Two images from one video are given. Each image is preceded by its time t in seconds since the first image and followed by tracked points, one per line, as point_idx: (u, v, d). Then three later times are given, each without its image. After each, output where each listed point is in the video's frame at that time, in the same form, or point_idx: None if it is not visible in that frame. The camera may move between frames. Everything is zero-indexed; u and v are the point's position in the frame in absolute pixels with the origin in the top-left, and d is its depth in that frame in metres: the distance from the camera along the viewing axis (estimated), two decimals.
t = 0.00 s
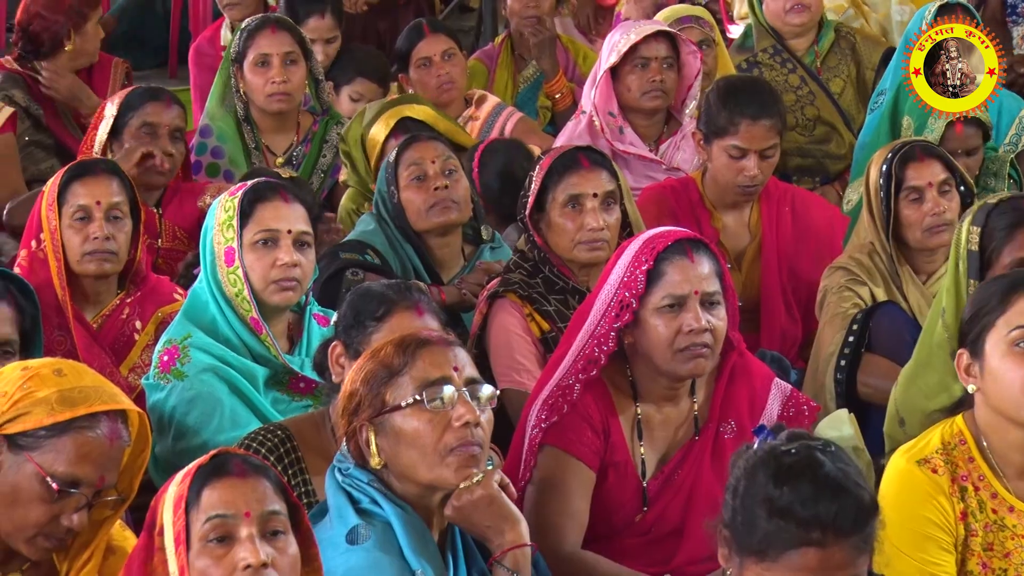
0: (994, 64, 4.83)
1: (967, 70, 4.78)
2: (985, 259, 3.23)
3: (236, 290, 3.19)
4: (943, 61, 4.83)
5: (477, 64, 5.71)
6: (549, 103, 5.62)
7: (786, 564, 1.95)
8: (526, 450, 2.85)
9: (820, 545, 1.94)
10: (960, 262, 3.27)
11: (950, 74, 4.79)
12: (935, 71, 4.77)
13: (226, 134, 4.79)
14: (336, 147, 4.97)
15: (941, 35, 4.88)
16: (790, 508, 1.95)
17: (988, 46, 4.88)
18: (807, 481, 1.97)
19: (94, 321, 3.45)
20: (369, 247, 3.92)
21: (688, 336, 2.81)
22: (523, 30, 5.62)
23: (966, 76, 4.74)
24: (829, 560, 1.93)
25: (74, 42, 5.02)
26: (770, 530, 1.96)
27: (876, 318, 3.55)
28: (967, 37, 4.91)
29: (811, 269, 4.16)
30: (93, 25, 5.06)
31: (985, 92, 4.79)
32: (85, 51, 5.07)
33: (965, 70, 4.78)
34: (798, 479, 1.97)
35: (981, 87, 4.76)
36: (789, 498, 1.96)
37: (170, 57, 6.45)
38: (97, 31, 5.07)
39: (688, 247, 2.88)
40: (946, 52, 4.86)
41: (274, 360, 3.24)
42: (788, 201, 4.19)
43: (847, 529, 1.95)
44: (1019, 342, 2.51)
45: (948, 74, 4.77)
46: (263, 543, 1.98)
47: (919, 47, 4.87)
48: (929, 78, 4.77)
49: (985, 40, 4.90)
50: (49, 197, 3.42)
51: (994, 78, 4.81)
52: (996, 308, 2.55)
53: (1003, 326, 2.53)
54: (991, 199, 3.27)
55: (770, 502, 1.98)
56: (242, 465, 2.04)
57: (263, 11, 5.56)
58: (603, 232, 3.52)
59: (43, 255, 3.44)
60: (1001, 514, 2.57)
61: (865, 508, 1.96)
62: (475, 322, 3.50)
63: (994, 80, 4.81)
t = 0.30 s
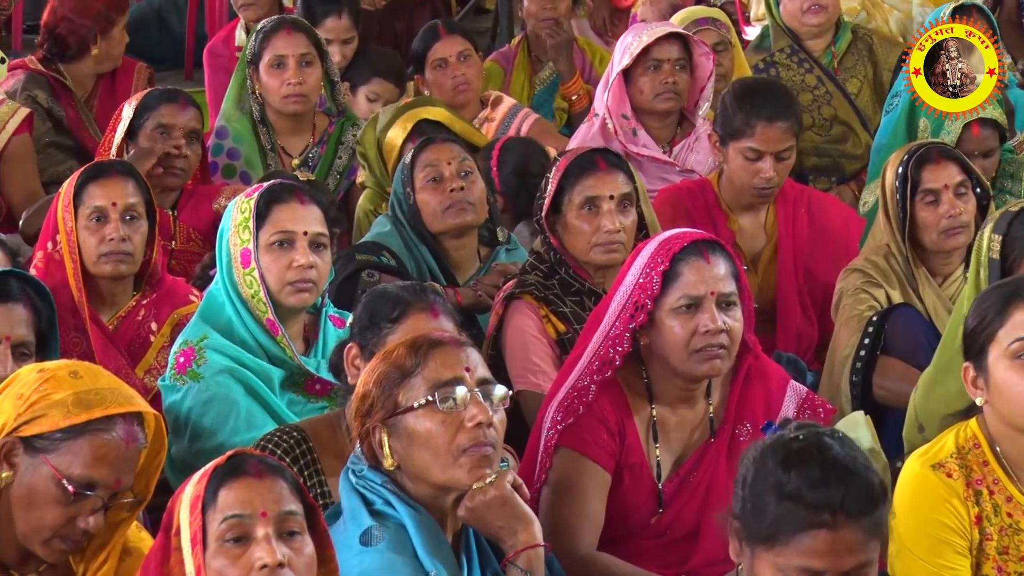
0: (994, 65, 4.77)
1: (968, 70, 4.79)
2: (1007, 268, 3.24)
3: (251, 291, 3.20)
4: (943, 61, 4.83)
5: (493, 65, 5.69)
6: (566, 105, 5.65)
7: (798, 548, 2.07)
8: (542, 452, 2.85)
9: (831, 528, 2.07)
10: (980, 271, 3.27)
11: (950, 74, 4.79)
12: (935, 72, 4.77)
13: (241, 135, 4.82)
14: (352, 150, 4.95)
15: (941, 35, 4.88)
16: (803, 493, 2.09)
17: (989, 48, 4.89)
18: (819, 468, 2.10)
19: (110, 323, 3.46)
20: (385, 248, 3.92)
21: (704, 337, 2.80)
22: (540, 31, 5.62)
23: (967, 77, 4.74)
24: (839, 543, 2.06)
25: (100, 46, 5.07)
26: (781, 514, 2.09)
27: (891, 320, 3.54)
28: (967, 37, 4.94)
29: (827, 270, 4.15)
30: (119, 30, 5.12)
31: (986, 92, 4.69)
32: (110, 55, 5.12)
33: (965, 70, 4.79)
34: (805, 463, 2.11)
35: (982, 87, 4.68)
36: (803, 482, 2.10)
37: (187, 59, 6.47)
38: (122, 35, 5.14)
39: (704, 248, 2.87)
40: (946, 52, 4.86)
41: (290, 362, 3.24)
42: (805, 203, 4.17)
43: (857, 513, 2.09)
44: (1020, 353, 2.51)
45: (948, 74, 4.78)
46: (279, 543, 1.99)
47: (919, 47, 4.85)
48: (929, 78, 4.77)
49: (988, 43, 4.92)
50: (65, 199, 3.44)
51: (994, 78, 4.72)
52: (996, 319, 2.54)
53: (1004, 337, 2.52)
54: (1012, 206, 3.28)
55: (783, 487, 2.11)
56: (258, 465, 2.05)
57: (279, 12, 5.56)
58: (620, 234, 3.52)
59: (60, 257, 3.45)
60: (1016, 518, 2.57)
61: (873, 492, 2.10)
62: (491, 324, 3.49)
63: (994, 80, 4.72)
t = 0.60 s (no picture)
0: (994, 64, 4.85)
1: (969, 69, 4.83)
2: None
3: (268, 292, 3.21)
4: (943, 61, 4.93)
5: (510, 67, 5.69)
6: (582, 107, 5.62)
7: (801, 497, 2.13)
8: (558, 452, 2.85)
9: (831, 470, 2.14)
10: (1002, 262, 3.46)
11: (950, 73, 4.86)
12: (934, 71, 4.87)
13: (258, 136, 4.84)
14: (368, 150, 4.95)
15: (941, 36, 4.99)
16: (794, 444, 2.18)
17: (990, 47, 4.94)
18: (804, 423, 2.20)
19: (127, 323, 3.47)
20: (402, 249, 3.92)
21: (721, 338, 2.80)
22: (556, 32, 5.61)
23: (967, 76, 4.77)
24: (839, 484, 2.12)
25: (132, 55, 5.00)
26: (780, 466, 2.17)
27: (908, 322, 3.53)
28: (968, 37, 5.00)
29: (844, 271, 4.14)
30: (155, 41, 5.06)
31: (988, 91, 4.70)
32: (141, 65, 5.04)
33: (965, 70, 4.83)
34: (797, 421, 2.21)
35: (983, 86, 4.71)
36: (791, 434, 2.20)
37: (203, 60, 6.49)
38: (158, 46, 5.07)
39: (721, 249, 2.87)
40: (946, 52, 4.97)
41: (306, 363, 3.25)
42: (821, 204, 4.15)
43: (853, 456, 2.16)
44: None
45: (948, 74, 4.83)
46: (290, 544, 1.99)
47: (920, 48, 5.01)
48: (929, 78, 4.87)
49: (988, 41, 4.98)
50: (82, 199, 3.46)
51: (995, 78, 4.73)
52: (998, 333, 2.63)
53: (1009, 352, 2.61)
54: None
55: (774, 441, 2.20)
56: (270, 466, 2.05)
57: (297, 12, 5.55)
58: (636, 235, 3.51)
59: (76, 257, 3.47)
60: None
61: (865, 438, 2.18)
62: (506, 325, 3.48)
63: (995, 79, 4.73)
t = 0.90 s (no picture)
0: (994, 64, 4.82)
1: (969, 70, 4.85)
2: None
3: (281, 293, 3.21)
4: (943, 61, 4.98)
5: (523, 68, 5.70)
6: (596, 108, 5.65)
7: (803, 487, 2.18)
8: (572, 453, 2.85)
9: (832, 460, 2.19)
10: (1011, 253, 3.40)
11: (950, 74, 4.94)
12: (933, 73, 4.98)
13: (271, 138, 4.85)
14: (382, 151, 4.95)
15: (942, 36, 5.01)
16: (795, 440, 2.23)
17: (989, 45, 4.88)
18: (807, 418, 2.26)
19: (141, 324, 3.48)
20: (415, 250, 3.92)
21: (735, 341, 2.79)
22: (570, 33, 5.61)
23: (967, 77, 4.81)
24: (840, 473, 2.17)
25: (150, 58, 5.01)
26: (781, 461, 2.22)
27: (921, 323, 3.52)
28: (967, 36, 4.93)
29: (858, 274, 4.12)
30: (174, 47, 5.05)
31: (988, 91, 4.72)
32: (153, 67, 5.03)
33: (966, 70, 4.86)
34: (801, 414, 2.26)
35: (982, 87, 4.74)
36: (792, 430, 2.25)
37: (216, 62, 6.50)
38: (177, 53, 5.06)
39: (736, 252, 2.86)
40: (946, 52, 4.99)
41: (319, 363, 3.25)
42: (834, 205, 4.14)
43: (852, 448, 2.21)
44: None
45: (947, 74, 4.93)
46: (303, 546, 2.00)
47: (921, 48, 5.08)
48: (929, 78, 5.00)
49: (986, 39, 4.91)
50: (95, 199, 3.46)
51: (995, 78, 4.76)
52: (1007, 342, 2.63)
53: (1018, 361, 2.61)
54: None
55: (775, 436, 2.26)
56: (283, 468, 2.05)
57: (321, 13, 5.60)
58: (648, 237, 3.50)
59: (90, 258, 3.48)
60: None
61: (865, 432, 2.23)
62: (519, 327, 3.48)
63: (995, 79, 4.76)
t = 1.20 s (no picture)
0: (993, 64, 4.82)
1: (969, 70, 4.85)
2: None
3: (302, 295, 3.21)
4: (943, 61, 5.04)
5: (544, 70, 5.69)
6: (617, 110, 5.62)
7: (815, 473, 2.26)
8: (592, 455, 2.84)
9: (840, 445, 2.27)
10: None
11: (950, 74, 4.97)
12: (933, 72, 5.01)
13: (292, 138, 4.86)
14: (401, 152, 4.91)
15: (941, 35, 5.05)
16: (803, 433, 2.31)
17: (989, 46, 4.87)
18: (817, 411, 2.34)
19: (161, 325, 3.49)
20: (436, 251, 3.92)
21: (757, 343, 2.78)
22: (591, 33, 5.60)
23: (967, 77, 4.79)
24: (850, 457, 2.26)
25: (170, 58, 5.02)
26: (791, 452, 2.31)
27: (943, 324, 3.53)
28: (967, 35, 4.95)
29: (879, 275, 4.10)
30: (194, 48, 5.07)
31: (987, 92, 4.68)
32: (173, 66, 5.04)
33: (966, 70, 4.86)
34: (810, 408, 2.35)
35: (982, 86, 4.70)
36: (800, 424, 2.34)
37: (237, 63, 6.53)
38: (198, 53, 5.09)
39: (758, 255, 2.85)
40: (946, 52, 5.04)
41: (339, 365, 3.25)
42: (855, 207, 4.12)
43: (862, 433, 2.29)
44: None
45: (947, 74, 4.97)
46: (326, 547, 2.00)
47: (920, 47, 5.09)
48: (929, 78, 5.03)
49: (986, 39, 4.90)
50: (116, 201, 3.48)
51: (996, 78, 4.73)
52: None
53: None
54: None
55: (783, 430, 2.35)
56: (307, 469, 2.06)
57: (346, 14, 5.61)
58: (668, 238, 3.49)
59: (110, 259, 3.50)
60: None
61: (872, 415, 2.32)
62: (540, 329, 3.48)
63: (995, 78, 4.72)
